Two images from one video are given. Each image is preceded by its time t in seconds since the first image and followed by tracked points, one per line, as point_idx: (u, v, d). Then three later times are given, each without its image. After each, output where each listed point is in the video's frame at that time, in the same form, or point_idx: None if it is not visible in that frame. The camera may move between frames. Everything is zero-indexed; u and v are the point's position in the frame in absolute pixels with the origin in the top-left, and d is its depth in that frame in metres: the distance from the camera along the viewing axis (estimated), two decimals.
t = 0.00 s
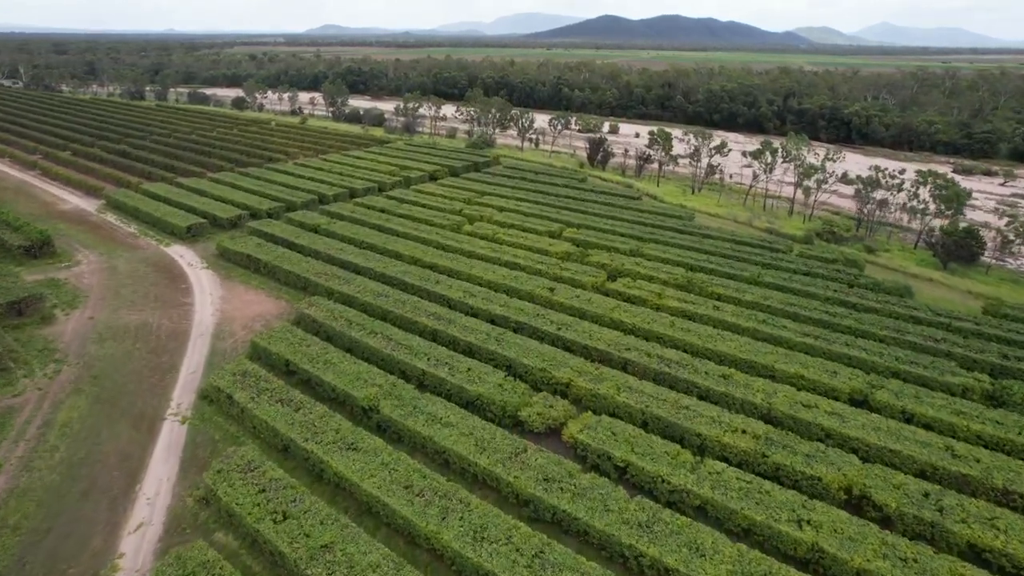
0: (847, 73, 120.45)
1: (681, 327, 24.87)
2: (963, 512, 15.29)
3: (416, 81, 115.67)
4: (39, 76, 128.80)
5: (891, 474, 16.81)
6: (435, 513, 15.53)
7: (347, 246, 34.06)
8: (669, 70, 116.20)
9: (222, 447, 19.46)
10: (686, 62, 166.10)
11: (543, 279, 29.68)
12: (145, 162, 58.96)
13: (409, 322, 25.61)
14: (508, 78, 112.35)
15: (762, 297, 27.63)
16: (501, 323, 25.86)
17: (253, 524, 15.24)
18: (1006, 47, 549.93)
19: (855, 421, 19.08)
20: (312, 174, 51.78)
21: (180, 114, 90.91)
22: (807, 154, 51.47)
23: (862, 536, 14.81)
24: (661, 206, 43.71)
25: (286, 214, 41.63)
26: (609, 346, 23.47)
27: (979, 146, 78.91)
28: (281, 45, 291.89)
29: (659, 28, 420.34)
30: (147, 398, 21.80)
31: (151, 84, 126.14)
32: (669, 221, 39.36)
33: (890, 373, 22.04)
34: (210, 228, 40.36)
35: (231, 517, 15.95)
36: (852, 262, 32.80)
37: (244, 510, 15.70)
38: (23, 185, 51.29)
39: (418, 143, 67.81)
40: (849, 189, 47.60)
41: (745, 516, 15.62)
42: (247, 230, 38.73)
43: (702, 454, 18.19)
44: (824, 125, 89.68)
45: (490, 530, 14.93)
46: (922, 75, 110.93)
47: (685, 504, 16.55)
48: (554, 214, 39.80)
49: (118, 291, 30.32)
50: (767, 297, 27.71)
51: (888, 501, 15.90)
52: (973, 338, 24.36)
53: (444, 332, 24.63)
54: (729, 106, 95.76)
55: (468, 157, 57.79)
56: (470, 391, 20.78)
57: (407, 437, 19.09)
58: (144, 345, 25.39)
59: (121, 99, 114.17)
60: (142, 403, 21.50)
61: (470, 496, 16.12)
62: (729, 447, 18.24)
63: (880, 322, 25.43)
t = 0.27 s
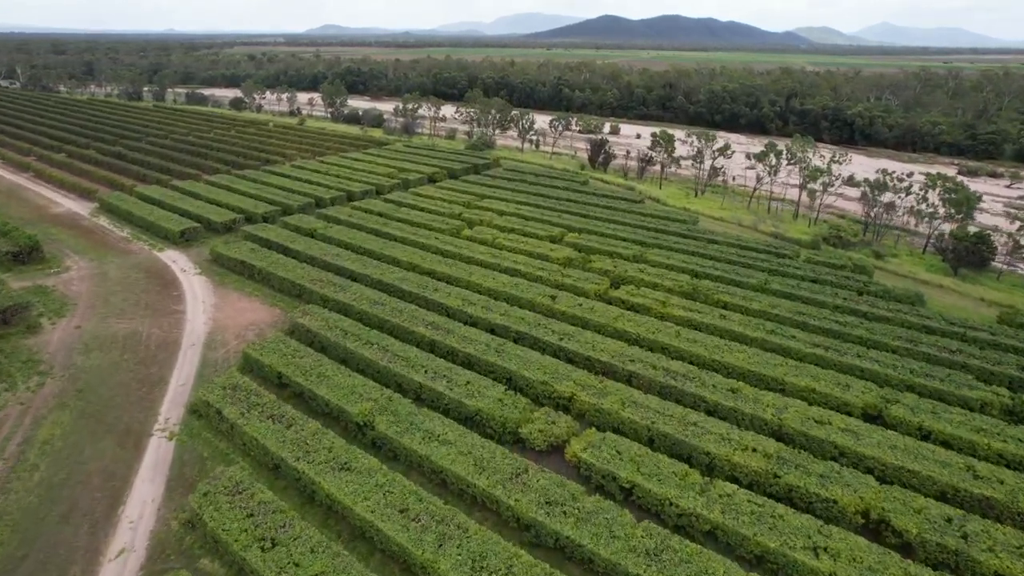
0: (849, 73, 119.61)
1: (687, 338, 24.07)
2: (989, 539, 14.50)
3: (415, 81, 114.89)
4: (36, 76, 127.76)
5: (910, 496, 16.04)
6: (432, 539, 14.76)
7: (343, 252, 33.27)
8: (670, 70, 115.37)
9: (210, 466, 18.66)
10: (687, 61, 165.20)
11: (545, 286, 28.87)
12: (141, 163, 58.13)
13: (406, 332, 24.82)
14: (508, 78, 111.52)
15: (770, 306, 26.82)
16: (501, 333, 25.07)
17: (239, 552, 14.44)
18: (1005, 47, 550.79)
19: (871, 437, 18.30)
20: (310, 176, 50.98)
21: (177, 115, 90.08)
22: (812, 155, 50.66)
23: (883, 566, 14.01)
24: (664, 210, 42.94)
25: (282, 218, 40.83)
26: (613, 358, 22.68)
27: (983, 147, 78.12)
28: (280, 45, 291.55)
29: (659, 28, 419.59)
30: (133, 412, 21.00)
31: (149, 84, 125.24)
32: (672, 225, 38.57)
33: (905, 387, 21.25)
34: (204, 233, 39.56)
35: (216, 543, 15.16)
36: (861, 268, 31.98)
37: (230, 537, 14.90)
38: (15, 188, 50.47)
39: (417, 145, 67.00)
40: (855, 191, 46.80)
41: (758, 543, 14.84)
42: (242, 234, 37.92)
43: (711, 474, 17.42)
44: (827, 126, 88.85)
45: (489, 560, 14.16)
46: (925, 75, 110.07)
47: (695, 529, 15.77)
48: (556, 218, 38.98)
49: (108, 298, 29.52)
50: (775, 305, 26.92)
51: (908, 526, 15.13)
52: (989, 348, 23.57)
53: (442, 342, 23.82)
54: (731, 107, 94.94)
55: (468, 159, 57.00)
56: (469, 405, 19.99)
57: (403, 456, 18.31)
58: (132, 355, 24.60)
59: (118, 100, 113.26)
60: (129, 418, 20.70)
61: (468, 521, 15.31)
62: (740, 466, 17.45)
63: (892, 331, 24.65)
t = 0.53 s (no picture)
0: (851, 74, 118.83)
1: (693, 348, 23.28)
2: (1016, 568, 13.73)
3: (415, 81, 114.12)
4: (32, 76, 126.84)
5: (930, 519, 15.29)
6: (427, 567, 14.00)
7: (339, 257, 32.47)
8: (671, 71, 114.62)
9: (198, 484, 17.89)
10: (687, 62, 164.40)
11: (546, 293, 28.09)
12: (136, 166, 57.38)
13: (403, 342, 24.05)
14: (508, 79, 110.71)
15: (778, 314, 26.03)
16: (501, 343, 24.30)
17: None
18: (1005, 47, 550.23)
19: (887, 455, 17.53)
20: (307, 179, 50.18)
21: (174, 116, 89.27)
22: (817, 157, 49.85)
23: None
24: (667, 213, 42.17)
25: (278, 222, 40.06)
26: (617, 369, 21.90)
27: (988, 148, 77.39)
28: (280, 45, 290.91)
29: (659, 28, 418.88)
30: (119, 427, 20.22)
31: (147, 85, 124.45)
32: (675, 230, 37.79)
33: (920, 401, 20.48)
34: (198, 237, 38.81)
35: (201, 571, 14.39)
36: (869, 274, 31.22)
37: (214, 564, 14.13)
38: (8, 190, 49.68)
39: (416, 146, 66.21)
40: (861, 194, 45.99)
41: (772, 570, 14.07)
42: (237, 239, 37.15)
43: (721, 494, 16.65)
44: (829, 127, 88.09)
45: None
46: (928, 75, 109.35)
47: (704, 554, 15.01)
48: (557, 222, 38.18)
49: (97, 306, 28.74)
50: (783, 314, 26.14)
51: (929, 552, 14.37)
52: (1005, 359, 22.80)
53: (440, 353, 23.03)
54: (732, 108, 94.17)
55: (468, 162, 56.21)
56: (468, 421, 19.21)
57: (399, 474, 17.55)
58: (120, 366, 23.83)
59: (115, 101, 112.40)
60: (115, 433, 19.93)
61: (466, 548, 14.58)
62: (751, 487, 16.68)
63: (905, 341, 23.87)
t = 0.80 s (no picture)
0: (853, 74, 118.07)
1: (699, 358, 22.51)
2: None
3: (414, 82, 113.37)
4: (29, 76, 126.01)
5: (951, 543, 14.56)
6: None
7: (335, 263, 31.69)
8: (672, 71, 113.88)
9: (184, 504, 17.14)
10: (688, 62, 163.66)
11: (547, 300, 27.33)
12: (131, 168, 56.61)
13: (400, 352, 23.30)
14: (508, 79, 109.88)
15: (786, 323, 25.26)
16: (501, 353, 23.55)
17: None
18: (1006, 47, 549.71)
19: (904, 472, 16.79)
20: (304, 181, 49.40)
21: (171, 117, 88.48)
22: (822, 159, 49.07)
23: None
24: (669, 217, 41.44)
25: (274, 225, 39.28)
26: (621, 381, 21.14)
27: (993, 149, 76.66)
28: (280, 46, 290.38)
29: (659, 28, 418.22)
30: (104, 442, 19.47)
31: (144, 85, 123.70)
32: (678, 233, 37.04)
33: (936, 415, 19.73)
34: (192, 241, 38.05)
35: None
36: (878, 280, 30.46)
37: None
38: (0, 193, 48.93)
39: (415, 148, 65.41)
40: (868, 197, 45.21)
41: None
42: (231, 243, 36.40)
43: (731, 516, 15.89)
44: (832, 127, 87.37)
45: None
46: (931, 75, 108.60)
47: None
48: (558, 226, 37.41)
49: (86, 313, 27.98)
50: (791, 322, 25.38)
51: None
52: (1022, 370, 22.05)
53: (438, 364, 22.27)
54: (734, 108, 93.42)
55: (467, 163, 55.45)
56: (466, 436, 18.46)
57: (394, 494, 16.80)
58: (107, 376, 23.07)
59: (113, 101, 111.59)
60: (99, 449, 19.18)
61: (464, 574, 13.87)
62: (762, 507, 15.94)
63: (919, 351, 23.11)
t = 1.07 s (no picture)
0: (855, 74, 117.34)
1: (705, 369, 21.79)
2: None
3: (413, 82, 112.60)
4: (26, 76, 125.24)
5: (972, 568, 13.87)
6: None
7: (331, 268, 30.96)
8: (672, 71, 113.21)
9: (170, 524, 16.43)
10: (688, 62, 162.98)
11: (547, 307, 26.62)
12: (126, 170, 55.91)
13: (397, 362, 22.60)
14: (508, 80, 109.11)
15: (794, 331, 24.55)
16: (501, 363, 22.85)
17: None
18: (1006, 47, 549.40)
19: (921, 491, 16.07)
20: (301, 183, 48.68)
21: (169, 118, 87.70)
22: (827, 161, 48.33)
23: None
24: (672, 220, 40.75)
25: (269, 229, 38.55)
26: (625, 393, 20.43)
27: (997, 150, 75.99)
28: (280, 46, 289.51)
29: (659, 28, 417.62)
30: (88, 458, 18.74)
31: (142, 86, 122.99)
32: (681, 237, 36.34)
33: (951, 429, 19.03)
34: (186, 245, 37.34)
35: None
36: (887, 286, 29.75)
37: None
38: None
39: (414, 149, 64.69)
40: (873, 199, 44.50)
41: None
42: (225, 247, 35.69)
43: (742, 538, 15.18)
44: (834, 128, 86.68)
45: None
46: (933, 76, 107.96)
47: None
48: (559, 230, 36.68)
49: (75, 321, 27.25)
50: (799, 330, 24.67)
51: None
52: None
53: (435, 375, 21.55)
54: (736, 109, 92.70)
55: (466, 165, 54.72)
56: (464, 452, 17.73)
57: (389, 515, 16.09)
58: (94, 388, 22.34)
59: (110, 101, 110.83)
60: (83, 465, 18.46)
61: None
62: (773, 529, 15.23)
63: (932, 361, 22.39)
